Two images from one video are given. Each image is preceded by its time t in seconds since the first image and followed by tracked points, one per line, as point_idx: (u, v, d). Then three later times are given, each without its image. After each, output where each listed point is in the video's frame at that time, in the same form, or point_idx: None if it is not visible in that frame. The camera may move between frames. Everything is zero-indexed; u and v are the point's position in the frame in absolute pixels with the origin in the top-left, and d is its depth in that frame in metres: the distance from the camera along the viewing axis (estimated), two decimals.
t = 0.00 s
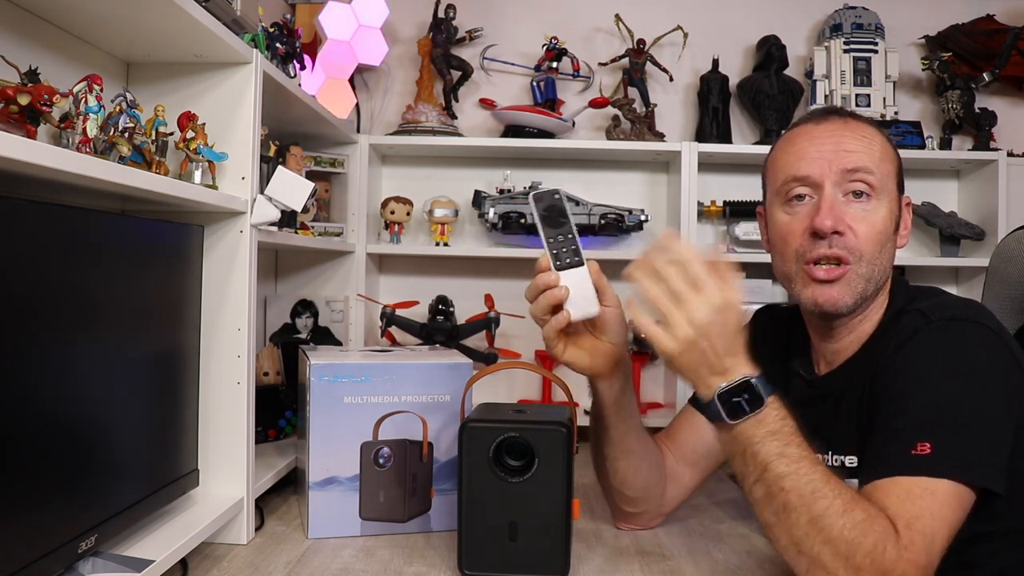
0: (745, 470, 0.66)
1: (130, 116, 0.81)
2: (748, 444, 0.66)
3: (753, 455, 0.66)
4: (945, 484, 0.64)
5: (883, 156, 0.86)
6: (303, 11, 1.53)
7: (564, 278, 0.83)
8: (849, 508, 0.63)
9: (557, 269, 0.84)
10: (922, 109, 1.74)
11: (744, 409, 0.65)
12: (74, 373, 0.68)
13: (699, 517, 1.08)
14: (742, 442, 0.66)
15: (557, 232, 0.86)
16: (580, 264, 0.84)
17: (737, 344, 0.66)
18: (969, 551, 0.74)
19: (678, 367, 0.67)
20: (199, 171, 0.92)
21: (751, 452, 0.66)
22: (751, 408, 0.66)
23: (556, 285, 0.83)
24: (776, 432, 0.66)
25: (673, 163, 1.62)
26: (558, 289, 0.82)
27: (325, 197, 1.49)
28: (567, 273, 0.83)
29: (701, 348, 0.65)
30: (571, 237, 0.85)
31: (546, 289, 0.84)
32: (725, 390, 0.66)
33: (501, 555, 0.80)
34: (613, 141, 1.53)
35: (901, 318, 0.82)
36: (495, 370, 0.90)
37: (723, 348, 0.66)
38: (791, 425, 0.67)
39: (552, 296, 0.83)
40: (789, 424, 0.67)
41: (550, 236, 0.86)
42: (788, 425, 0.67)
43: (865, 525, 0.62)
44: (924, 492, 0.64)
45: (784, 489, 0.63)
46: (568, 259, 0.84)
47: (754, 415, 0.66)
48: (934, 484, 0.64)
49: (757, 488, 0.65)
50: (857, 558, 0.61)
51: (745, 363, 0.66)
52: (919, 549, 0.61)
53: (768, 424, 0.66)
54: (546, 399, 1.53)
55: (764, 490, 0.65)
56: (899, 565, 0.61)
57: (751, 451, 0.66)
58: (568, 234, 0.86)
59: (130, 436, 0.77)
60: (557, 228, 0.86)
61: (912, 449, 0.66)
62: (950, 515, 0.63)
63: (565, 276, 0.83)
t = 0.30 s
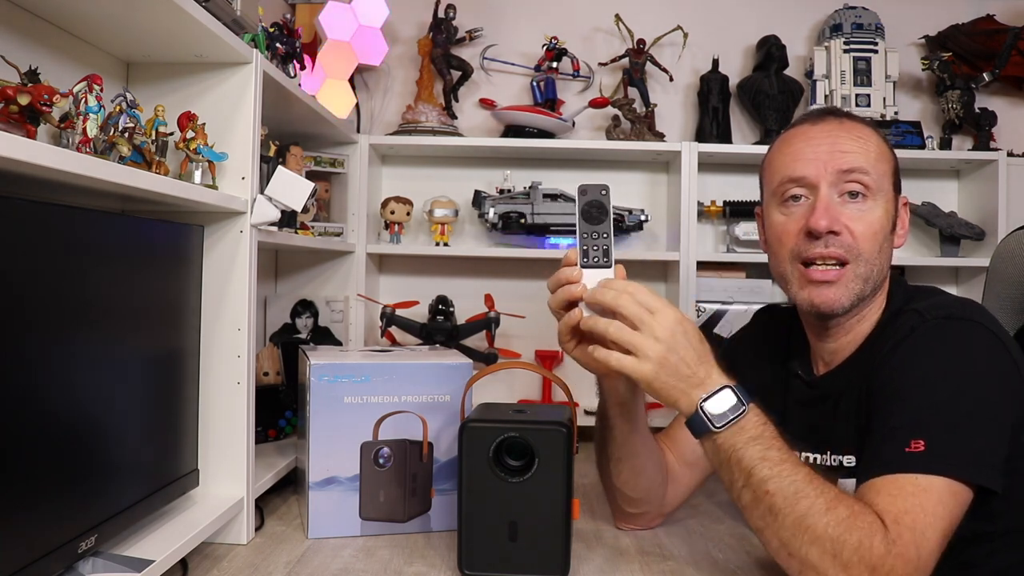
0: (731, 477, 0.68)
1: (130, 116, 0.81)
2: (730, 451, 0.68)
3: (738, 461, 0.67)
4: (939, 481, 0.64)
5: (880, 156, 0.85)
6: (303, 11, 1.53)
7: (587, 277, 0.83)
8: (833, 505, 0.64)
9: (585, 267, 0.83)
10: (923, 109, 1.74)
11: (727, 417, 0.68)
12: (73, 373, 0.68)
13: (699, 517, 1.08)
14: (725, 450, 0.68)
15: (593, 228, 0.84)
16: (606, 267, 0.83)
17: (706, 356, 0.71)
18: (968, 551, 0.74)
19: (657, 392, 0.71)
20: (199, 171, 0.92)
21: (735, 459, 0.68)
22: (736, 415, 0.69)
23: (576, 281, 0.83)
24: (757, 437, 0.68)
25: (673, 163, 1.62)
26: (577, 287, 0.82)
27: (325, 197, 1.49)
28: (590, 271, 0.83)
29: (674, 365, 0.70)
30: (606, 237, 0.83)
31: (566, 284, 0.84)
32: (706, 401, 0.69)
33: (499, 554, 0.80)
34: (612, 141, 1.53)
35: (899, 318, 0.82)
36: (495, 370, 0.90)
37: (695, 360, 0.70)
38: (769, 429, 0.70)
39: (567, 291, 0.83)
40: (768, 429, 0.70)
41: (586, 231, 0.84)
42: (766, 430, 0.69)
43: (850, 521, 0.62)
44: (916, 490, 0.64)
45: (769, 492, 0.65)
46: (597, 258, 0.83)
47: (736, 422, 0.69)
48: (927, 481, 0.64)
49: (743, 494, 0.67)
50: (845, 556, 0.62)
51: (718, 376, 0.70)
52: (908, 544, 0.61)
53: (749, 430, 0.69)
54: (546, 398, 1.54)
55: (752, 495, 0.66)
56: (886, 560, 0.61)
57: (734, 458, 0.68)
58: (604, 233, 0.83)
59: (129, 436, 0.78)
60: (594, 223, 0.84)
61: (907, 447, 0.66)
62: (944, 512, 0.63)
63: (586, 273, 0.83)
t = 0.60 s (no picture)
0: (731, 476, 0.68)
1: (130, 116, 0.81)
2: (732, 450, 0.68)
3: (738, 460, 0.67)
4: (939, 480, 0.64)
5: (879, 155, 0.85)
6: (303, 11, 1.53)
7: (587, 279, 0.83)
8: (833, 505, 0.64)
9: (585, 268, 0.83)
10: (923, 109, 1.74)
11: (728, 416, 0.68)
12: (73, 373, 0.68)
13: (699, 517, 1.08)
14: (726, 449, 0.68)
15: (588, 229, 0.84)
16: (605, 267, 0.83)
17: (710, 356, 0.71)
18: (969, 552, 0.74)
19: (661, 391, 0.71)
20: (199, 171, 0.92)
21: (735, 458, 0.68)
22: (737, 414, 0.69)
23: (577, 283, 0.83)
24: (758, 436, 0.68)
25: (673, 163, 1.62)
26: (580, 289, 0.82)
27: (325, 197, 1.49)
28: (590, 273, 0.83)
29: (678, 364, 0.70)
30: (603, 237, 0.83)
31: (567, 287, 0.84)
32: (709, 400, 0.69)
33: (499, 554, 0.80)
34: (612, 141, 1.53)
35: (900, 318, 0.82)
36: (495, 370, 0.90)
37: (698, 359, 0.70)
38: (770, 428, 0.70)
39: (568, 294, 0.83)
40: (769, 428, 0.70)
41: (582, 233, 0.84)
42: (767, 430, 0.69)
43: (850, 521, 0.62)
44: (916, 490, 0.64)
45: (769, 491, 0.65)
46: (595, 260, 0.83)
47: (737, 422, 0.69)
48: (927, 481, 0.64)
49: (744, 493, 0.67)
50: (845, 556, 0.62)
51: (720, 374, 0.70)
52: (909, 544, 0.61)
53: (749, 429, 0.69)
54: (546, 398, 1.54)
55: (752, 494, 0.66)
56: (886, 560, 0.61)
57: (736, 457, 0.68)
58: (600, 233, 0.83)
59: (129, 436, 0.77)
60: (589, 225, 0.84)
61: (907, 448, 0.66)
62: (945, 512, 0.63)
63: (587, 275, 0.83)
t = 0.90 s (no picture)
0: (749, 463, 0.68)
1: (130, 116, 0.81)
2: (753, 436, 0.68)
3: (758, 447, 0.67)
4: (944, 484, 0.64)
5: (863, 157, 0.82)
6: (303, 11, 1.53)
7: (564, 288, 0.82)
8: (848, 503, 0.63)
9: (559, 277, 0.82)
10: (923, 109, 1.74)
11: (754, 400, 0.68)
12: (73, 373, 0.68)
13: (699, 517, 1.08)
14: (747, 435, 0.68)
15: (560, 238, 0.83)
16: (580, 276, 0.82)
17: (742, 341, 0.69)
18: (970, 552, 0.74)
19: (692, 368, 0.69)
20: (199, 171, 0.92)
21: (755, 445, 0.68)
22: (761, 400, 0.68)
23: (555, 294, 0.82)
24: (780, 425, 0.68)
25: (673, 163, 1.62)
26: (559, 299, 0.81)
27: (325, 197, 1.49)
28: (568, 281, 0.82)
29: (715, 344, 0.67)
30: (574, 246, 0.83)
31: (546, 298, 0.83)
32: (738, 381, 0.68)
33: (502, 555, 0.80)
34: (612, 141, 1.53)
35: (905, 319, 0.82)
36: (495, 370, 0.90)
37: (732, 343, 0.68)
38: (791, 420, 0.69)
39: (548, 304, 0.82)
40: (790, 420, 0.69)
41: (553, 242, 0.83)
42: (789, 421, 0.69)
43: (863, 519, 0.62)
44: (922, 493, 0.64)
45: (787, 482, 0.65)
46: (570, 268, 0.82)
47: (760, 408, 0.68)
48: (934, 485, 0.64)
49: (759, 482, 0.66)
50: (855, 554, 0.62)
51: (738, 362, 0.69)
52: (917, 547, 0.61)
53: (772, 418, 0.68)
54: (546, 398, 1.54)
55: (768, 484, 0.66)
56: (896, 561, 0.61)
57: (757, 444, 0.67)
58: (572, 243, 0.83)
59: (129, 436, 0.77)
60: (561, 233, 0.83)
61: (912, 450, 0.66)
62: (951, 516, 0.63)
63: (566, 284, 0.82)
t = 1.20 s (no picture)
0: (737, 473, 0.68)
1: (130, 116, 0.81)
2: (739, 446, 0.68)
3: (745, 456, 0.67)
4: (945, 487, 0.64)
5: (857, 160, 0.81)
6: (303, 11, 1.53)
7: (576, 290, 0.82)
8: (840, 509, 0.63)
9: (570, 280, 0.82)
10: (923, 109, 1.74)
11: (736, 410, 0.68)
12: (73, 373, 0.68)
13: (699, 518, 1.08)
14: (733, 444, 0.68)
15: (570, 241, 0.84)
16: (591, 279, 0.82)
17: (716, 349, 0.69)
18: (970, 552, 0.74)
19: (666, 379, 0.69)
20: (199, 171, 0.92)
21: (742, 454, 0.68)
22: (744, 410, 0.68)
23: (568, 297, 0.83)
24: (766, 433, 0.68)
25: (673, 163, 1.63)
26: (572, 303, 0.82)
27: (325, 197, 1.49)
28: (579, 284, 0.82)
29: (685, 354, 0.68)
30: (585, 249, 0.83)
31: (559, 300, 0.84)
32: (717, 393, 0.68)
33: (500, 556, 0.80)
34: (612, 141, 1.53)
35: (911, 321, 0.82)
36: (495, 370, 0.90)
37: (704, 352, 0.68)
38: (779, 426, 0.69)
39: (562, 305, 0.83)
40: (779, 426, 0.69)
41: (563, 245, 0.84)
42: (777, 427, 0.69)
43: (856, 525, 0.62)
44: (921, 496, 0.64)
45: (777, 490, 0.65)
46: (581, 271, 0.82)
47: (745, 417, 0.68)
48: (934, 487, 0.64)
49: (749, 491, 0.66)
50: (850, 559, 0.62)
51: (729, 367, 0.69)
52: (912, 550, 0.61)
53: (759, 425, 0.68)
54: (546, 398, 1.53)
55: (758, 492, 0.66)
56: (891, 565, 0.60)
57: (743, 453, 0.67)
58: (581, 246, 0.84)
59: (129, 436, 0.78)
60: (571, 237, 0.84)
61: (915, 453, 0.66)
62: (949, 520, 0.63)
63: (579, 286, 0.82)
